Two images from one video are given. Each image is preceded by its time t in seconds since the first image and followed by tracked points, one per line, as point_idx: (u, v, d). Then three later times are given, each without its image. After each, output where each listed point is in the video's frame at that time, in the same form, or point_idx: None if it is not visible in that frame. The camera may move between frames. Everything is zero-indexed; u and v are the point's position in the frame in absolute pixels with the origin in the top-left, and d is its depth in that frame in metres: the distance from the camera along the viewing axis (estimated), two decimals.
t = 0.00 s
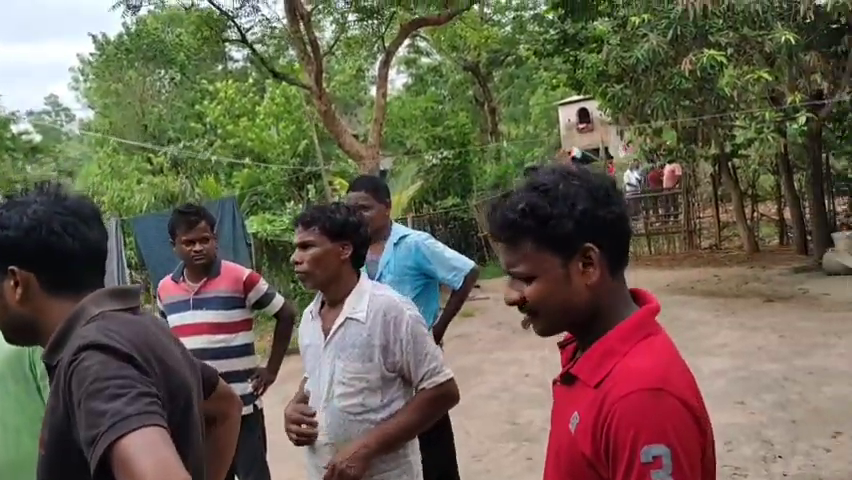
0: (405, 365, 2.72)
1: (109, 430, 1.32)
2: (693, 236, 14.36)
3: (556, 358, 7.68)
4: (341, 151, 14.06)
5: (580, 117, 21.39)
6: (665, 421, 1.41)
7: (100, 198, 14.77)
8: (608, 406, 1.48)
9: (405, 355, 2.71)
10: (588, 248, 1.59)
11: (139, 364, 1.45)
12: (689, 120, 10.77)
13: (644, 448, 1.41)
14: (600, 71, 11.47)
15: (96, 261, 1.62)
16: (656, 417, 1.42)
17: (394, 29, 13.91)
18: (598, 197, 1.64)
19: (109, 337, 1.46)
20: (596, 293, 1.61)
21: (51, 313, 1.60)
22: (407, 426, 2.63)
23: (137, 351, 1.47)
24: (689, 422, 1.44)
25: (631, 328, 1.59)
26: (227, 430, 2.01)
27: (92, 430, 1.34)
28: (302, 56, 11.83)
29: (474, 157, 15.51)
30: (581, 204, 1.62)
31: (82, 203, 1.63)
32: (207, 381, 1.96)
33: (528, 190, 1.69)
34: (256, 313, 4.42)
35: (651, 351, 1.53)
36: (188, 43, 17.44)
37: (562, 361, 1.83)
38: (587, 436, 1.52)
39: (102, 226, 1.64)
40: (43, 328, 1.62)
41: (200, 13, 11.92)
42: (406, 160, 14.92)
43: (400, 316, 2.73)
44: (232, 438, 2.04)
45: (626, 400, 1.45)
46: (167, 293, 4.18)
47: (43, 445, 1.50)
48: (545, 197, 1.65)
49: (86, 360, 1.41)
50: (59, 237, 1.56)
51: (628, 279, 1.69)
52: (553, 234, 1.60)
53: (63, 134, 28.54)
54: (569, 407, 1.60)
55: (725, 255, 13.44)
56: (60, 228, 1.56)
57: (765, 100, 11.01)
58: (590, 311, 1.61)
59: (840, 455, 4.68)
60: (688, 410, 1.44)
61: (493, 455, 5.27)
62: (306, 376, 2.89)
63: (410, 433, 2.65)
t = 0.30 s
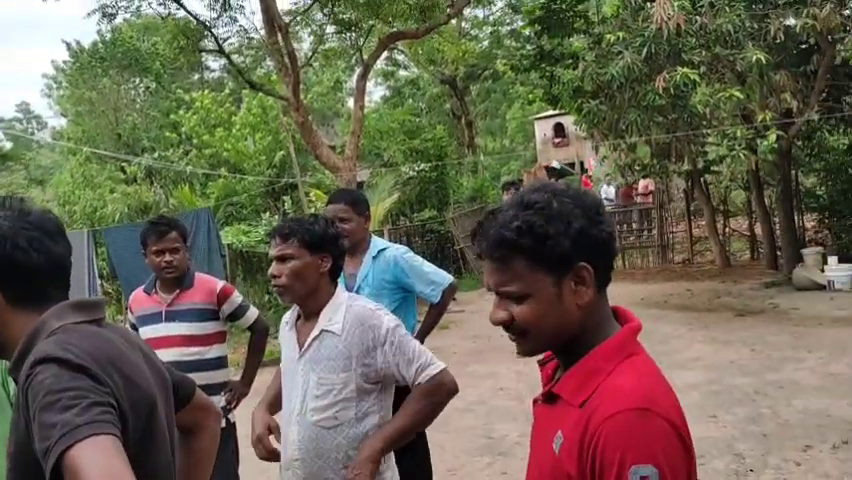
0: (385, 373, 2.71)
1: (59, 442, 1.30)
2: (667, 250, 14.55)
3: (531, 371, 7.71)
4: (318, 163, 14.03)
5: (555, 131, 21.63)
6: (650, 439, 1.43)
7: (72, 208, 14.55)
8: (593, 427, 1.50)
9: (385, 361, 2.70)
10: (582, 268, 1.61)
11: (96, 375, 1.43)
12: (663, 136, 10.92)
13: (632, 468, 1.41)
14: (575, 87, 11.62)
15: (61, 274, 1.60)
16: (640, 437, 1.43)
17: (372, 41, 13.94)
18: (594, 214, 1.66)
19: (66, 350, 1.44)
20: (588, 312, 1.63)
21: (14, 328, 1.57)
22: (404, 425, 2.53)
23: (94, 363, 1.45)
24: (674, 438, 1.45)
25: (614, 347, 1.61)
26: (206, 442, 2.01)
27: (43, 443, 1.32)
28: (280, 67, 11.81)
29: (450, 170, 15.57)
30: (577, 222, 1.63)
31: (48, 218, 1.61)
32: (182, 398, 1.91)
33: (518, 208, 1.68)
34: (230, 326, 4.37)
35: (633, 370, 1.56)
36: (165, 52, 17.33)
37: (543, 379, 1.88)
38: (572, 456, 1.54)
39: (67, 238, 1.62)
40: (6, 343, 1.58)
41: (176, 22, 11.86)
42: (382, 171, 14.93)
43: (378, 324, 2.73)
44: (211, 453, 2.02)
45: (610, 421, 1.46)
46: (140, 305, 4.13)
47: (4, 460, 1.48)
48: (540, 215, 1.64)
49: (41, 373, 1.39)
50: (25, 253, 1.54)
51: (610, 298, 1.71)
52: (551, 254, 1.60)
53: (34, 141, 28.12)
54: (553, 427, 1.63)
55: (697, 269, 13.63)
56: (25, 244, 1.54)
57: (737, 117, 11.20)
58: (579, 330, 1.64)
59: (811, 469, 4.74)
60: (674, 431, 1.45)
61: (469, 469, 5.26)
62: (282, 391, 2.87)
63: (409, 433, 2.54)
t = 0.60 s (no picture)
0: (388, 371, 2.74)
1: (41, 449, 1.32)
2: (664, 261, 14.58)
3: (528, 380, 7.72)
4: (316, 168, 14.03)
5: (555, 141, 21.69)
6: (658, 453, 1.46)
7: (71, 210, 14.53)
8: (602, 443, 1.54)
9: (387, 358, 2.72)
10: (593, 279, 1.64)
11: (87, 381, 1.44)
12: (662, 148, 10.94)
13: None
14: (575, 97, 11.67)
15: (62, 272, 1.62)
16: (650, 450, 1.46)
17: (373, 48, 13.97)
18: (609, 228, 1.71)
19: (57, 355, 1.45)
20: (596, 322, 1.67)
21: (13, 331, 1.57)
22: (418, 403, 2.64)
23: (85, 369, 1.45)
24: (683, 451, 1.48)
25: (622, 360, 1.65)
26: (215, 455, 1.98)
27: (27, 450, 1.34)
28: (280, 73, 11.83)
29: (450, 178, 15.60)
30: (593, 233, 1.67)
31: (52, 220, 1.62)
32: (189, 406, 1.91)
33: (535, 214, 1.72)
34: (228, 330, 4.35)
35: (643, 383, 1.60)
36: (165, 56, 17.36)
37: (546, 389, 1.91)
38: (580, 469, 1.58)
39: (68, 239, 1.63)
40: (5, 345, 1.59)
41: (178, 27, 11.88)
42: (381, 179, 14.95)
43: (376, 321, 2.74)
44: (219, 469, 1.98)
45: (619, 434, 1.50)
46: (139, 308, 4.13)
47: None
48: (557, 222, 1.68)
49: (31, 379, 1.41)
50: (29, 253, 1.55)
51: (618, 311, 1.75)
52: (562, 264, 1.62)
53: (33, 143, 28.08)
54: (561, 438, 1.68)
55: (694, 281, 13.65)
56: (29, 244, 1.55)
57: (735, 130, 11.25)
58: (583, 341, 1.67)
59: None
60: (684, 445, 1.49)
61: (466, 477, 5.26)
62: (280, 394, 2.88)
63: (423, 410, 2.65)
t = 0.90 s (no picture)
0: (403, 367, 2.77)
1: (16, 470, 1.30)
2: (679, 266, 14.51)
3: (542, 382, 7.71)
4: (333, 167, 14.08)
5: (570, 144, 21.66)
6: (680, 454, 1.46)
7: (89, 205, 14.65)
8: (624, 444, 1.54)
9: (401, 353, 2.74)
10: (624, 277, 1.67)
11: (76, 398, 1.39)
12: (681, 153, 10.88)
13: None
14: (593, 101, 11.65)
15: (84, 263, 1.57)
16: (674, 451, 1.47)
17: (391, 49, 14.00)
18: (649, 231, 1.73)
19: (51, 365, 1.41)
20: (619, 322, 1.69)
21: (34, 322, 1.54)
22: (428, 391, 2.70)
23: (77, 383, 1.40)
24: (706, 452, 1.48)
25: (642, 361, 1.66)
26: (252, 454, 1.95)
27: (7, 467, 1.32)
28: (299, 72, 11.90)
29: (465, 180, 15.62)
30: (631, 233, 1.70)
31: (74, 207, 1.57)
32: (226, 404, 1.88)
33: (580, 204, 1.75)
34: (245, 326, 4.39)
35: (666, 385, 1.60)
36: (184, 54, 17.50)
37: (563, 390, 1.91)
38: (601, 470, 1.59)
39: (91, 229, 1.59)
40: (23, 335, 1.56)
41: (198, 26, 11.98)
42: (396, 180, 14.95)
43: (388, 319, 2.76)
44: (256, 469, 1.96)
45: (642, 434, 1.51)
46: (158, 303, 4.18)
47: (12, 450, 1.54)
48: (600, 214, 1.71)
49: (21, 390, 1.38)
50: (50, 243, 1.51)
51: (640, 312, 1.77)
52: (599, 256, 1.66)
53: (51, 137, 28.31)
54: (581, 439, 1.68)
55: (710, 286, 13.57)
56: (50, 234, 1.51)
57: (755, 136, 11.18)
58: (601, 337, 1.69)
59: None
60: (707, 447, 1.49)
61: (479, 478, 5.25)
62: (294, 392, 2.89)
63: (435, 400, 2.71)
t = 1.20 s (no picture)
0: (426, 375, 2.76)
1: None
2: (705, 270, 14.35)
3: (565, 386, 7.66)
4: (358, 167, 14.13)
5: (595, 146, 21.53)
6: (711, 467, 1.46)
7: (118, 203, 14.84)
8: (654, 455, 1.53)
9: (427, 361, 2.74)
10: (660, 285, 1.66)
11: (79, 437, 1.34)
12: (709, 156, 10.74)
13: None
14: (620, 103, 11.57)
15: (107, 277, 1.55)
16: (707, 463, 1.46)
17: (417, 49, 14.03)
18: (685, 242, 1.72)
19: (59, 400, 1.37)
20: (654, 329, 1.68)
21: (56, 338, 1.53)
22: (448, 409, 2.66)
23: (83, 421, 1.36)
24: (739, 467, 1.47)
25: (675, 372, 1.64)
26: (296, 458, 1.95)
27: None
28: (325, 72, 11.98)
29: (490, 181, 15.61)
30: (668, 241, 1.69)
31: (95, 218, 1.55)
32: (264, 420, 1.87)
33: (615, 210, 1.75)
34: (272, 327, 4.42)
35: (699, 396, 1.59)
36: (212, 53, 17.67)
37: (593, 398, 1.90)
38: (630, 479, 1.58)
39: (114, 241, 1.57)
40: (45, 351, 1.55)
41: (227, 26, 12.10)
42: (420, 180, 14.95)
43: (414, 325, 2.77)
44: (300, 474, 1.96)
45: (674, 446, 1.50)
46: (189, 301, 4.23)
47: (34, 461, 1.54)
48: (636, 221, 1.70)
49: (27, 424, 1.35)
50: (71, 257, 1.49)
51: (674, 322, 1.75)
52: (634, 262, 1.65)
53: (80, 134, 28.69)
54: (611, 448, 1.67)
55: (737, 291, 13.41)
56: (71, 247, 1.49)
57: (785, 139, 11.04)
58: (633, 347, 1.68)
59: None
60: (740, 461, 1.48)
61: None
62: (320, 394, 2.90)
63: (455, 417, 2.66)
